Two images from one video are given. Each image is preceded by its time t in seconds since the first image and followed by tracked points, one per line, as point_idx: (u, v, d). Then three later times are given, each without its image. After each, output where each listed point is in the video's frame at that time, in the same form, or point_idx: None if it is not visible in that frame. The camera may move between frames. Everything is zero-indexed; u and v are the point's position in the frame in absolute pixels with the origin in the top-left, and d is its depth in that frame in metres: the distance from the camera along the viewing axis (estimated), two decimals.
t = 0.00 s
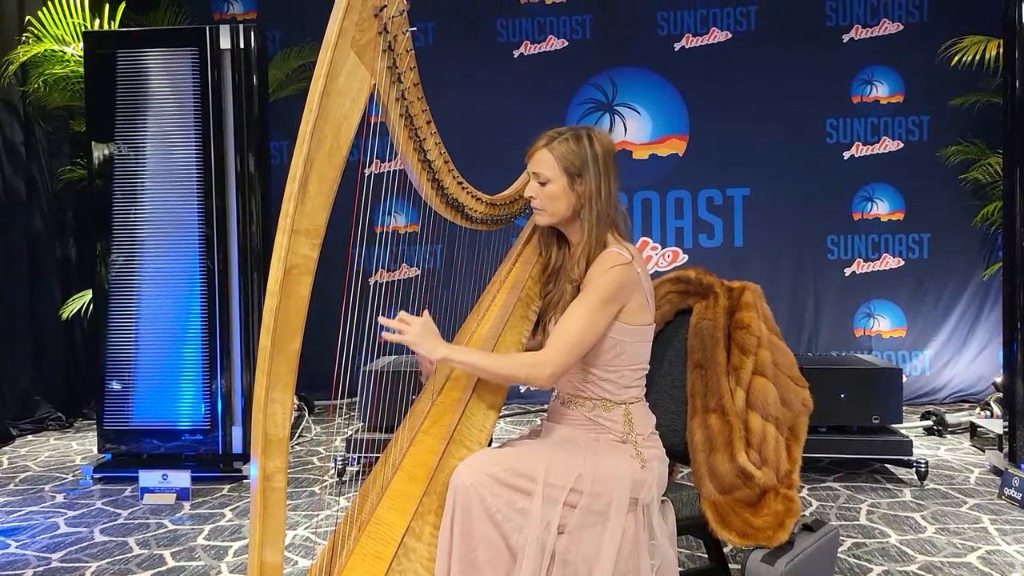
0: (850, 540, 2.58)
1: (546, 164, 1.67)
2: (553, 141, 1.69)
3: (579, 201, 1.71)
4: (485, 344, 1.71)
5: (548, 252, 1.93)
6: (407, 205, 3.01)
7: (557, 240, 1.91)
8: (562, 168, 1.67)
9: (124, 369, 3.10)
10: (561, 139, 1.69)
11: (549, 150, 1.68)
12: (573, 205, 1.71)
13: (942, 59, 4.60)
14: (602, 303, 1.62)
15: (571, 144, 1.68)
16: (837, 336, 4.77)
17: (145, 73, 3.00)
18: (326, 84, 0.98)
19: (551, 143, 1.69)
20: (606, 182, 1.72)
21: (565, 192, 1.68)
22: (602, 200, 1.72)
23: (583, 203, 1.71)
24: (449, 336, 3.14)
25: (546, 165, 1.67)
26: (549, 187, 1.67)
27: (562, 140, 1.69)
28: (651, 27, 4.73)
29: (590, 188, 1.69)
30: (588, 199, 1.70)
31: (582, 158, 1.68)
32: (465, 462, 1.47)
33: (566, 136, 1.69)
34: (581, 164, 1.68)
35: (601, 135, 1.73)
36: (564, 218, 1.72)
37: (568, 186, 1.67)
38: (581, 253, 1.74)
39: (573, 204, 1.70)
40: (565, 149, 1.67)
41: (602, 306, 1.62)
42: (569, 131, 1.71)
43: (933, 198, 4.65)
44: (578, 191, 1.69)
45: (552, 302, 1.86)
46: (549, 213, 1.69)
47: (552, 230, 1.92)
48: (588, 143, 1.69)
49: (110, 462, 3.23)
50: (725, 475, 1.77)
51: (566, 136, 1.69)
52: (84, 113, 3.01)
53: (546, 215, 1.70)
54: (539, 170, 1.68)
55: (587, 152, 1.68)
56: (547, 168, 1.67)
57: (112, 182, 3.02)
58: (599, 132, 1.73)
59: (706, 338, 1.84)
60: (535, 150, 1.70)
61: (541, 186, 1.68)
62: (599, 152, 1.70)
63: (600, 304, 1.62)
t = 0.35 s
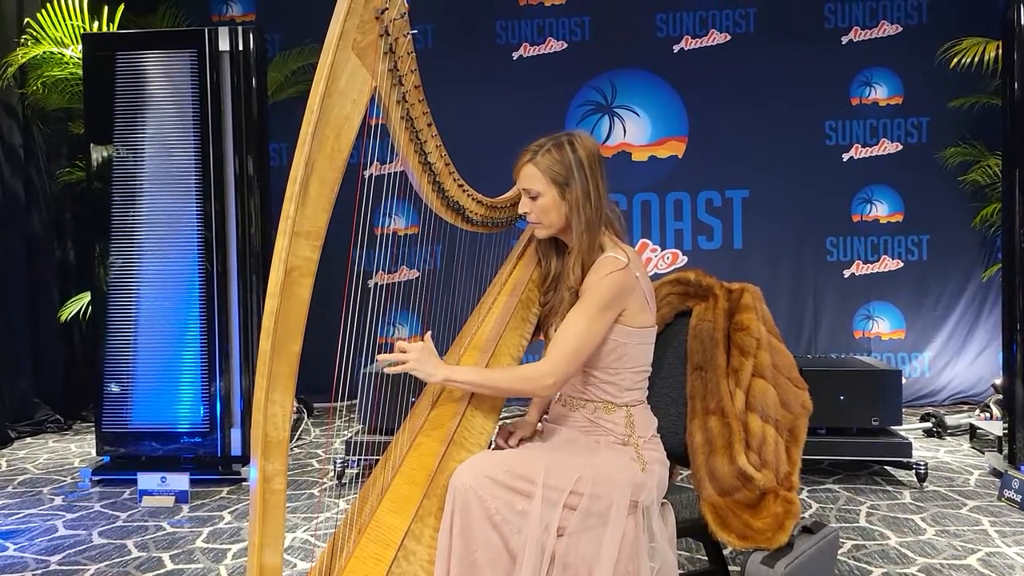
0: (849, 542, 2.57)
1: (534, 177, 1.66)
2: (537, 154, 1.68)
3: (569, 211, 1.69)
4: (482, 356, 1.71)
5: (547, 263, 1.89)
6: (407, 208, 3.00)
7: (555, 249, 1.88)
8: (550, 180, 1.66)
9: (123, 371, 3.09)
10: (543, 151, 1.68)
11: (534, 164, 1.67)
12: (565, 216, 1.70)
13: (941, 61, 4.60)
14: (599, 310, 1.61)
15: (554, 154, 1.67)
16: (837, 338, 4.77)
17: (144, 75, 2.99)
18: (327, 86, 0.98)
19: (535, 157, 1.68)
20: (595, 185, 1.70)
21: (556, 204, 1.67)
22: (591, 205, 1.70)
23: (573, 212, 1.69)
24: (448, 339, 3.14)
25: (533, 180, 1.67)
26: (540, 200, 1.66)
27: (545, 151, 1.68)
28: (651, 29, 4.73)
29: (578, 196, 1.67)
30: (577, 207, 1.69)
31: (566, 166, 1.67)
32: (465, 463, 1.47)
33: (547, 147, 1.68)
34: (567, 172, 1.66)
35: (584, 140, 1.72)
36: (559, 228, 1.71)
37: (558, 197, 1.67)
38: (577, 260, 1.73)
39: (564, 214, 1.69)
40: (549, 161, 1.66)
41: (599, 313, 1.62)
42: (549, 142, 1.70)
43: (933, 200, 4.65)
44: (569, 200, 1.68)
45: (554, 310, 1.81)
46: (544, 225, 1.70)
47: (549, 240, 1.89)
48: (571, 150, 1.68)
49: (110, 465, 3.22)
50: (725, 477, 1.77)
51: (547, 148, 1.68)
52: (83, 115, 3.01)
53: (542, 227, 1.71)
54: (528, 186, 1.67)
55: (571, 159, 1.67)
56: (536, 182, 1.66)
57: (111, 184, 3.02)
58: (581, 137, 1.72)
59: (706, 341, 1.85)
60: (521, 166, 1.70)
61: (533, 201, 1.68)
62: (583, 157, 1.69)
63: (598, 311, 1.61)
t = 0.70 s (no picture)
0: (848, 544, 2.57)
1: (542, 175, 1.66)
2: (545, 152, 1.69)
3: (576, 210, 1.69)
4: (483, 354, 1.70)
5: (549, 260, 1.90)
6: (407, 209, 3.00)
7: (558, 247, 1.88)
8: (557, 177, 1.66)
9: (121, 372, 3.09)
10: (552, 149, 1.68)
11: (542, 162, 1.67)
12: (573, 215, 1.70)
13: (940, 63, 4.60)
14: (607, 309, 1.61)
15: (563, 153, 1.67)
16: (835, 340, 4.77)
17: (143, 76, 2.99)
18: (326, 87, 0.98)
19: (544, 155, 1.68)
20: (603, 186, 1.71)
21: (563, 202, 1.68)
22: (598, 204, 1.70)
23: (581, 210, 1.70)
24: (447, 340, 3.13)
25: (541, 177, 1.67)
26: (547, 198, 1.67)
27: (553, 150, 1.68)
28: (650, 31, 4.74)
29: (585, 195, 1.68)
30: (583, 205, 1.69)
31: (575, 165, 1.67)
32: (464, 465, 1.47)
33: (556, 145, 1.69)
34: (575, 171, 1.66)
35: (593, 140, 1.72)
36: (566, 227, 1.72)
37: (566, 195, 1.67)
38: (584, 260, 1.73)
39: (571, 213, 1.69)
40: (557, 159, 1.66)
41: (607, 313, 1.62)
42: (559, 140, 1.71)
43: (931, 202, 4.66)
44: (575, 199, 1.68)
45: (554, 308, 1.83)
46: (551, 223, 1.70)
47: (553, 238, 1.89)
48: (580, 149, 1.69)
49: (108, 466, 3.22)
50: (724, 479, 1.77)
51: (557, 146, 1.68)
52: (82, 116, 3.01)
53: (548, 225, 1.71)
54: (535, 183, 1.68)
55: (579, 159, 1.67)
56: (543, 180, 1.67)
57: (110, 185, 3.01)
58: (590, 137, 1.73)
59: (705, 343, 1.85)
60: (529, 163, 1.70)
61: (540, 199, 1.68)
62: (592, 157, 1.69)
63: (608, 309, 1.61)
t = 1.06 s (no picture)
0: (845, 545, 2.57)
1: (545, 173, 1.67)
2: (549, 150, 1.69)
3: (576, 210, 1.70)
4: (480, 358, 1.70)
5: (549, 259, 1.91)
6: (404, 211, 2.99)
7: (559, 247, 1.89)
8: (559, 176, 1.67)
9: (117, 374, 3.08)
10: (557, 149, 1.69)
11: (545, 160, 1.67)
12: (572, 215, 1.70)
13: (936, 65, 4.62)
14: (608, 312, 1.62)
15: (567, 152, 1.68)
16: (832, 341, 4.78)
17: (138, 76, 2.98)
18: (324, 88, 0.98)
19: (548, 153, 1.68)
20: (605, 188, 1.71)
21: (564, 201, 1.68)
22: (599, 206, 1.70)
23: (582, 212, 1.70)
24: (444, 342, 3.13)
25: (544, 174, 1.67)
26: (548, 197, 1.67)
27: (557, 149, 1.69)
28: (647, 33, 4.74)
29: (587, 196, 1.68)
30: (584, 207, 1.69)
31: (578, 165, 1.68)
32: (460, 467, 1.47)
33: (561, 145, 1.69)
34: (577, 171, 1.67)
35: (598, 142, 1.73)
36: (566, 227, 1.72)
37: (567, 195, 1.67)
38: (583, 262, 1.73)
39: (571, 213, 1.70)
40: (561, 158, 1.67)
41: (608, 316, 1.62)
42: (564, 140, 1.71)
43: (927, 204, 4.67)
44: (576, 200, 1.69)
45: (554, 309, 1.84)
46: (551, 222, 1.70)
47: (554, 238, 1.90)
48: (584, 150, 1.70)
49: (103, 468, 3.21)
50: (720, 480, 1.77)
51: (561, 145, 1.69)
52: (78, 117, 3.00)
53: (547, 224, 1.71)
54: (537, 181, 1.68)
55: (583, 159, 1.68)
56: (546, 178, 1.67)
57: (105, 186, 3.01)
58: (595, 139, 1.73)
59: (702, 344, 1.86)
60: (531, 161, 1.70)
61: (541, 197, 1.68)
62: (596, 158, 1.70)
63: (608, 312, 1.62)
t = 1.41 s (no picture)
0: (840, 546, 2.58)
1: (546, 170, 1.67)
2: (553, 148, 1.69)
3: (575, 210, 1.70)
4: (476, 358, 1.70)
5: (545, 257, 1.91)
6: (401, 211, 2.98)
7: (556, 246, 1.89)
8: (561, 175, 1.67)
9: (112, 375, 3.07)
10: (561, 147, 1.69)
11: (549, 156, 1.68)
12: (570, 214, 1.71)
13: (931, 68, 4.63)
14: (604, 312, 1.62)
15: (571, 152, 1.68)
16: (828, 342, 4.78)
17: (134, 76, 2.97)
18: (320, 88, 0.98)
19: (552, 150, 1.69)
20: (605, 190, 1.71)
21: (563, 199, 1.68)
22: (599, 208, 1.71)
23: (581, 212, 1.70)
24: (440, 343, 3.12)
25: (545, 171, 1.67)
26: (547, 194, 1.67)
27: (562, 147, 1.69)
28: (643, 34, 4.75)
29: (587, 196, 1.68)
30: (584, 207, 1.70)
31: (581, 165, 1.68)
32: (457, 468, 1.47)
33: (565, 144, 1.70)
34: (580, 171, 1.67)
35: (602, 143, 1.73)
36: (562, 226, 1.72)
37: (567, 193, 1.68)
38: (579, 262, 1.73)
39: (569, 212, 1.70)
40: (564, 157, 1.67)
41: (602, 316, 1.62)
42: (569, 139, 1.71)
43: (922, 206, 4.68)
44: (576, 200, 1.69)
45: (551, 309, 1.85)
46: (547, 219, 1.70)
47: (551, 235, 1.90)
48: (589, 151, 1.70)
49: (97, 468, 3.20)
50: (717, 481, 1.77)
51: (566, 144, 1.69)
52: (73, 116, 2.99)
53: (544, 221, 1.71)
54: (538, 176, 1.68)
55: (587, 160, 1.68)
56: (547, 174, 1.67)
57: (100, 185, 3.00)
58: (600, 140, 1.73)
59: (698, 345, 1.86)
60: (535, 156, 1.70)
61: (540, 193, 1.69)
62: (599, 160, 1.70)
63: (604, 312, 1.61)
